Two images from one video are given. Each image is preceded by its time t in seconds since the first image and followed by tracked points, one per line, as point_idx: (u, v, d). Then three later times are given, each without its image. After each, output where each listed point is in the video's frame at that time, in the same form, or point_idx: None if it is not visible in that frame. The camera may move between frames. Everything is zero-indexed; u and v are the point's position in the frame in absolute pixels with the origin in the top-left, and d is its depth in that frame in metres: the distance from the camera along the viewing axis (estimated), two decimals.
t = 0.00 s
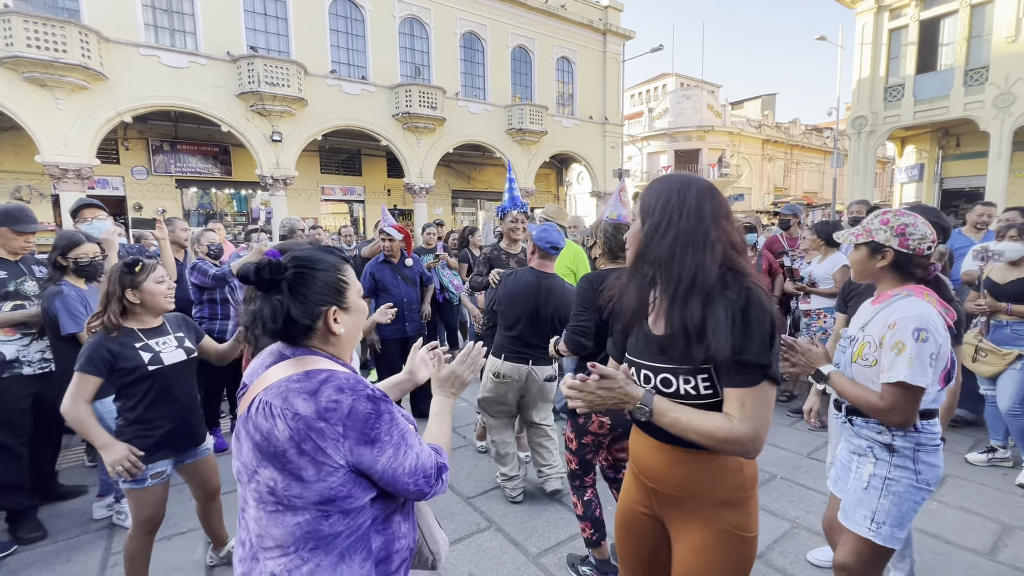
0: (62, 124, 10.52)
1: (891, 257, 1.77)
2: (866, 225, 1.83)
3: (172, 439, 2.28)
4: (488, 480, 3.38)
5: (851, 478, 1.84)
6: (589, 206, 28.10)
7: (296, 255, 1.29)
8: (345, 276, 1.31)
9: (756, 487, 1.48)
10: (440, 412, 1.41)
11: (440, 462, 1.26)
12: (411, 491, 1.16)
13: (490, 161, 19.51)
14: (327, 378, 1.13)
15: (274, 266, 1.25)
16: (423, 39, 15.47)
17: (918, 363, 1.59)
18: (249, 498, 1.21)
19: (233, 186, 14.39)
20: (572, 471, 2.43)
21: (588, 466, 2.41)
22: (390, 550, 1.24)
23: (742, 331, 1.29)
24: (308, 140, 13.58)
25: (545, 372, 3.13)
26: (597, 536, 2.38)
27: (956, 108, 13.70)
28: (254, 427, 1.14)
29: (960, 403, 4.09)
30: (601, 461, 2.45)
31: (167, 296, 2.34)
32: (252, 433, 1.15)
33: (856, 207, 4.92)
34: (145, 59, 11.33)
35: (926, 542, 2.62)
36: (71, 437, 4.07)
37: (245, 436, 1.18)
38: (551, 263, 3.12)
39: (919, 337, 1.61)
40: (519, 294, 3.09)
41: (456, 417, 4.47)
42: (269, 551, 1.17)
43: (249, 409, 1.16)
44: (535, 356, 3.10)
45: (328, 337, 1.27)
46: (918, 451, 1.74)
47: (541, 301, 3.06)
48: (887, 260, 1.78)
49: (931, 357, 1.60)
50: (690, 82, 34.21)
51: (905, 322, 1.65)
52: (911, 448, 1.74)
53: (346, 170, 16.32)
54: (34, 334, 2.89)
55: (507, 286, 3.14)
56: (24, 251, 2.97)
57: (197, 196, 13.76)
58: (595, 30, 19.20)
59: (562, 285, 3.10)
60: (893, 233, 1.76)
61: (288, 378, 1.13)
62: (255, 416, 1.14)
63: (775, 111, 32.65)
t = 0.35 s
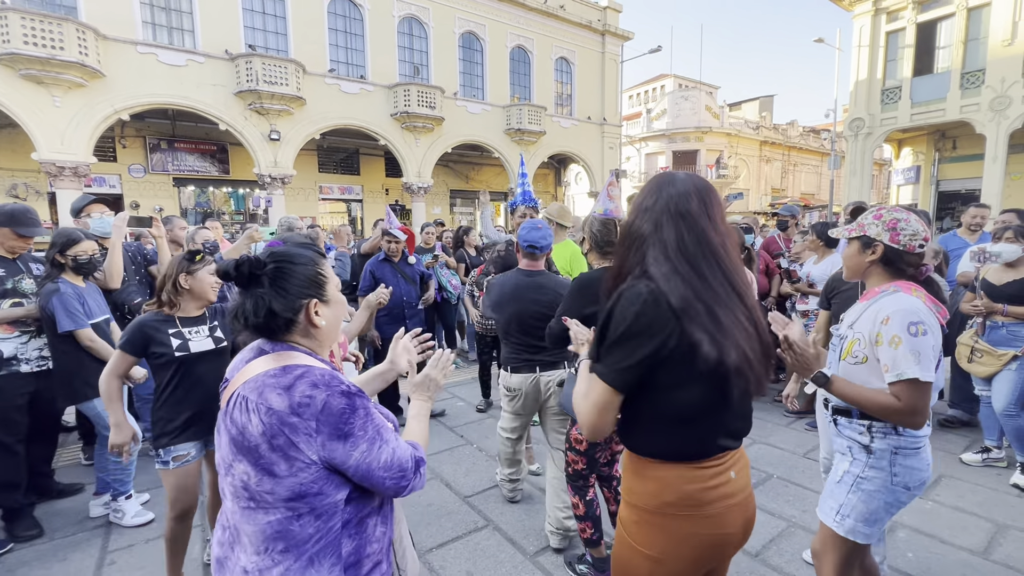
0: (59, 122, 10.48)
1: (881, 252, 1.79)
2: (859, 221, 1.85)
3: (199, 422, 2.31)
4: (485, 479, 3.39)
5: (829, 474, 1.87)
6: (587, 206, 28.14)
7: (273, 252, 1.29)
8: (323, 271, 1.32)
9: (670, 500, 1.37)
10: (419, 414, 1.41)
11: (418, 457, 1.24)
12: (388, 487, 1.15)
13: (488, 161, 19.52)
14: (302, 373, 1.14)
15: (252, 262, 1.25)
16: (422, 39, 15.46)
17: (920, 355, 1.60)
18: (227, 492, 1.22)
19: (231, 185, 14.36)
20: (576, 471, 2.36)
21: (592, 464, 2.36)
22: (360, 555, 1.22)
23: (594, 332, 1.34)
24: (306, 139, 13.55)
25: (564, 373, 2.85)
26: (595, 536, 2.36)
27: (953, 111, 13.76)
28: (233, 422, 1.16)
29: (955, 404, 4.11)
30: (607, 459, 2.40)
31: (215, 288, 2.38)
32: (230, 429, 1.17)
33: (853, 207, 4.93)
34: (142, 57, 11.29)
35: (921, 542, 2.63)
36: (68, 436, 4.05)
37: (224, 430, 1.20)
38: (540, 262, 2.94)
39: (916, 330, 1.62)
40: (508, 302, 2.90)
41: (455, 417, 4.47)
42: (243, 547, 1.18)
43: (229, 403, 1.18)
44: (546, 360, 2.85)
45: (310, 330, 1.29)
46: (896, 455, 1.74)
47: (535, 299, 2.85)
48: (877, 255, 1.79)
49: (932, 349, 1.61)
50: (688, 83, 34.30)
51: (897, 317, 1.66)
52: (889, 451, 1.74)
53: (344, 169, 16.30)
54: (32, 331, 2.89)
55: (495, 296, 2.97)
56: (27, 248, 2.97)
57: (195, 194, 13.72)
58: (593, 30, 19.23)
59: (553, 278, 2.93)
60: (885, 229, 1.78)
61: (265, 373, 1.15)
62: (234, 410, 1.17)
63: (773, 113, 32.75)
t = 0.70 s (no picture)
0: (57, 121, 10.45)
1: (865, 256, 1.80)
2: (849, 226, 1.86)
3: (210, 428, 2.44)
4: (481, 482, 3.40)
5: (818, 488, 1.92)
6: (586, 207, 28.18)
7: (227, 262, 1.23)
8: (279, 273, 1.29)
9: (621, 495, 1.45)
10: (380, 423, 1.37)
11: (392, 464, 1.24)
12: (366, 495, 1.15)
13: (486, 162, 19.53)
14: (260, 392, 1.10)
15: (211, 274, 1.19)
16: (421, 40, 15.47)
17: (855, 363, 1.62)
18: (173, 527, 1.15)
19: (229, 185, 14.33)
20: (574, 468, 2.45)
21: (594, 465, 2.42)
22: None
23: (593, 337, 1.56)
24: (304, 139, 13.54)
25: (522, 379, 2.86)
26: (601, 534, 2.38)
27: (949, 115, 13.82)
28: (179, 449, 1.09)
29: (951, 408, 4.12)
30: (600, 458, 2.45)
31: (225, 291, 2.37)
32: (175, 457, 1.10)
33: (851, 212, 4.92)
34: (141, 57, 11.26)
35: (915, 547, 2.64)
36: (64, 438, 4.04)
37: (169, 459, 1.13)
38: (523, 262, 2.95)
39: (863, 338, 1.63)
40: (485, 296, 2.95)
41: (452, 419, 4.48)
42: None
43: (174, 429, 1.11)
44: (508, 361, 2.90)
45: (278, 338, 1.26)
46: (873, 467, 1.77)
47: (509, 301, 2.87)
48: (862, 259, 1.81)
49: (875, 358, 1.61)
50: (687, 85, 34.36)
51: (853, 323, 1.69)
52: (864, 462, 1.78)
53: (343, 169, 16.29)
54: (29, 334, 2.89)
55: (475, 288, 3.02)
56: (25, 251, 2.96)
57: (193, 194, 13.70)
58: (592, 32, 19.26)
59: (532, 282, 2.90)
60: (869, 233, 1.78)
61: (219, 393, 1.09)
62: (180, 436, 1.10)
63: (771, 115, 32.83)
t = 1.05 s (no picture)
0: (56, 121, 10.44)
1: (859, 269, 1.80)
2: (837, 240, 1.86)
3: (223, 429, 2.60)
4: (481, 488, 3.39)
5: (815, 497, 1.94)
6: (585, 209, 28.21)
7: (149, 277, 1.15)
8: (215, 289, 1.22)
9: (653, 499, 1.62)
10: (340, 435, 1.32)
11: (335, 502, 1.18)
12: (299, 536, 1.09)
13: (486, 164, 19.54)
14: (181, 423, 1.02)
15: (126, 291, 1.11)
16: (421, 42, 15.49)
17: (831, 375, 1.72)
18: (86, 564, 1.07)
19: (228, 185, 14.31)
20: (588, 485, 2.41)
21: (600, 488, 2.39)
22: None
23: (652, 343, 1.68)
24: (304, 140, 13.53)
25: (523, 391, 2.80)
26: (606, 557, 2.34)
27: (948, 118, 13.86)
28: (90, 483, 1.02)
29: (949, 414, 4.13)
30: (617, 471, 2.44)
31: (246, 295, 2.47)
32: (87, 490, 1.03)
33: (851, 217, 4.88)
34: (141, 57, 11.26)
35: (914, 554, 2.64)
36: (62, 441, 4.03)
37: (80, 493, 1.05)
38: (514, 268, 2.92)
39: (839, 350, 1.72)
40: (482, 303, 2.81)
41: (451, 422, 4.48)
42: None
43: (88, 459, 1.04)
44: (510, 373, 2.81)
45: (209, 358, 1.19)
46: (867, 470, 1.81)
47: (509, 308, 2.81)
48: (856, 272, 1.81)
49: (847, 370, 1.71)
50: (687, 88, 34.45)
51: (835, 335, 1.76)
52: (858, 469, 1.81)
53: (342, 170, 16.29)
54: (27, 338, 2.88)
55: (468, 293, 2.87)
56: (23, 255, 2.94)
57: (192, 195, 13.69)
58: (593, 35, 19.29)
59: (528, 284, 2.91)
60: (861, 246, 1.78)
61: (134, 423, 1.02)
62: (93, 468, 1.03)
63: (770, 118, 32.92)
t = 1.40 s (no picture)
0: (62, 123, 10.51)
1: (885, 278, 1.80)
2: (860, 244, 1.87)
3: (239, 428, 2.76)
4: (488, 490, 3.39)
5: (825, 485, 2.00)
6: (588, 211, 28.22)
7: (120, 287, 1.16)
8: (191, 298, 1.23)
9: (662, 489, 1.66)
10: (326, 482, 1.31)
11: (293, 547, 1.12)
12: None
13: (489, 165, 19.57)
14: (148, 433, 1.02)
15: (95, 300, 1.10)
16: (425, 44, 15.54)
17: (887, 383, 1.62)
18: None
19: (232, 187, 14.38)
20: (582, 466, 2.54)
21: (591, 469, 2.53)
22: None
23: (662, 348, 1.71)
24: (308, 142, 13.58)
25: (506, 393, 2.55)
26: (596, 526, 2.50)
27: (953, 120, 13.82)
28: (55, 494, 1.01)
29: (954, 417, 4.11)
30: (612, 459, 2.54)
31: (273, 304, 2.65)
32: (51, 503, 1.02)
33: (854, 219, 4.86)
34: (147, 60, 11.34)
35: (921, 558, 2.63)
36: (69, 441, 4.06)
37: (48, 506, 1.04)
38: (500, 261, 2.63)
39: (889, 358, 1.64)
40: (464, 300, 2.60)
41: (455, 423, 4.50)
42: None
43: (58, 469, 1.04)
44: (495, 374, 2.56)
45: (183, 368, 1.20)
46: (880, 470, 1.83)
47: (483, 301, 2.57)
48: (881, 281, 1.81)
49: (899, 377, 1.63)
50: (690, 89, 34.43)
51: (875, 343, 1.68)
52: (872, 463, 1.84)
53: (346, 172, 16.35)
54: (37, 339, 2.90)
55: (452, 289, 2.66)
56: (32, 257, 2.97)
57: (196, 196, 13.76)
58: (596, 36, 19.33)
59: (514, 279, 2.62)
60: (887, 255, 1.79)
61: (103, 432, 1.02)
62: (60, 479, 1.02)
63: (774, 120, 32.90)
